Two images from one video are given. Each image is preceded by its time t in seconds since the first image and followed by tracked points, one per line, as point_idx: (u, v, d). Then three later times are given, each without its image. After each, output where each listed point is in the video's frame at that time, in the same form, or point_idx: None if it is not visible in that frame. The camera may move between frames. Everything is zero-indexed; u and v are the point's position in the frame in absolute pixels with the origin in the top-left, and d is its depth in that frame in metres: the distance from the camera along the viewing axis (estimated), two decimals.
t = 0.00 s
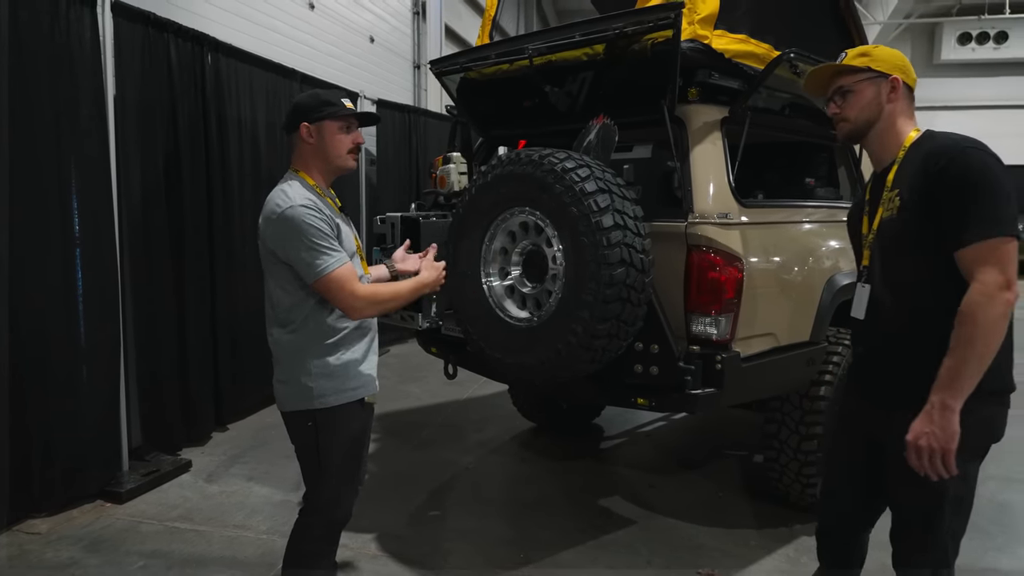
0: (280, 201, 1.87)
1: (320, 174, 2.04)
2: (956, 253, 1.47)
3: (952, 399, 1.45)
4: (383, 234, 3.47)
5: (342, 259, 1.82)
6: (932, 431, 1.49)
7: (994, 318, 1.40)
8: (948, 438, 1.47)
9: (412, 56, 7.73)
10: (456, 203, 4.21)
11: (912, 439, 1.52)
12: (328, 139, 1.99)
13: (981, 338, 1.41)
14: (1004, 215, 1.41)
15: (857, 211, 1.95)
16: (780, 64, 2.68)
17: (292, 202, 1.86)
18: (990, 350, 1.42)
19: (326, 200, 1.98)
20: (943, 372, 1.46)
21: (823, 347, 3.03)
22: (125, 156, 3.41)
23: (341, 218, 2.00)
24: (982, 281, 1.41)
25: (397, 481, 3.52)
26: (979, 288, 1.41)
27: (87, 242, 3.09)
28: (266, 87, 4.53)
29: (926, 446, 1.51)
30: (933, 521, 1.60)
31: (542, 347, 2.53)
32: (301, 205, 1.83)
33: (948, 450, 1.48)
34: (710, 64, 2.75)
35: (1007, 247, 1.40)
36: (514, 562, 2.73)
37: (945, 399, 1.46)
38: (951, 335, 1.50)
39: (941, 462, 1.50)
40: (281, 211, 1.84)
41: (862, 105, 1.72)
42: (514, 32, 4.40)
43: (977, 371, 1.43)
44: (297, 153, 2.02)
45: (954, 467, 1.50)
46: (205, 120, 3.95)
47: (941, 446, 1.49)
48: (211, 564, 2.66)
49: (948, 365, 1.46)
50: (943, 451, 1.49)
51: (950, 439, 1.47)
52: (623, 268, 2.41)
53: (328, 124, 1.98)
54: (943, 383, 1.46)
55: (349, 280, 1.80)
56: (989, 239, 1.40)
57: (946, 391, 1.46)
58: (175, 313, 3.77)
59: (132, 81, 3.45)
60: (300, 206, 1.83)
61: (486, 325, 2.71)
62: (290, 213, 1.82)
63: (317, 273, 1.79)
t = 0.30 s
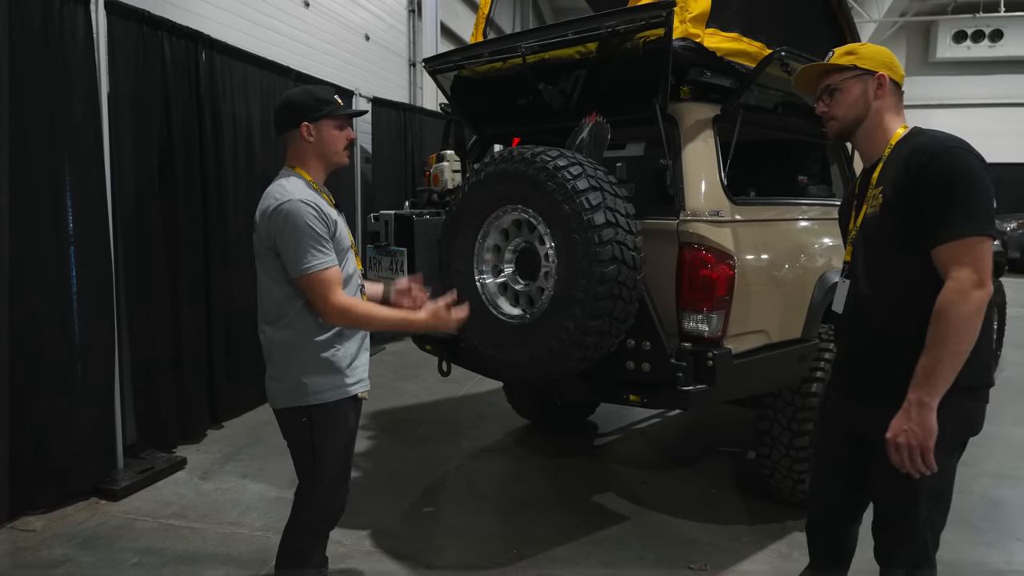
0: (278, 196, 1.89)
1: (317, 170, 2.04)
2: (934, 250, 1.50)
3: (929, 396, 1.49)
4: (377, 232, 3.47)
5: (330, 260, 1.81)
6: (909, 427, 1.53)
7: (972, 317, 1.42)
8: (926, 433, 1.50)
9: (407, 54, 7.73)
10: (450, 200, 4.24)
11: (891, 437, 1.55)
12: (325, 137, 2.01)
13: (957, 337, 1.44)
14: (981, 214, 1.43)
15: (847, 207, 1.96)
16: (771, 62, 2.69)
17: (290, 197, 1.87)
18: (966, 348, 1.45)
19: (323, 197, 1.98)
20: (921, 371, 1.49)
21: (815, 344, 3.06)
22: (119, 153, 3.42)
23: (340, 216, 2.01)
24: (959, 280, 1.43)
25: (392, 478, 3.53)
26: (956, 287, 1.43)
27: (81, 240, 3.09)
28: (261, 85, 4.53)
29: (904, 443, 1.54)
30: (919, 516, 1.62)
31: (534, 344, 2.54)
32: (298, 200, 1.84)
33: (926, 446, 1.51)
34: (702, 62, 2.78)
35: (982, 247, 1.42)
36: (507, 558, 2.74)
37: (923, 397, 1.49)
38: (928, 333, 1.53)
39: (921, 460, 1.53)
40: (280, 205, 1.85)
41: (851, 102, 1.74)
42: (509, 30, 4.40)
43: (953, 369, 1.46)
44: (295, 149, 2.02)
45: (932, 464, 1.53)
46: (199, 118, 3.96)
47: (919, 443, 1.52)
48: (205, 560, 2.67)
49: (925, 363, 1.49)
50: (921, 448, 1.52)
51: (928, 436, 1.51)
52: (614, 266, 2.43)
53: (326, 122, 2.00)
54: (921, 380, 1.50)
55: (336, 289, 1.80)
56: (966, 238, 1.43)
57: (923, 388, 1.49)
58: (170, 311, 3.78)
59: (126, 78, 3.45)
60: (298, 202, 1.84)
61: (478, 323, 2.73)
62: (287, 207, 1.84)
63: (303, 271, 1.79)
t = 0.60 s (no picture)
0: (277, 197, 1.89)
1: (317, 170, 2.04)
2: (917, 248, 1.53)
3: (904, 390, 1.52)
4: (372, 233, 3.47)
5: (318, 269, 1.82)
6: (883, 419, 1.57)
7: (950, 316, 1.46)
8: (898, 426, 1.55)
9: (403, 55, 7.74)
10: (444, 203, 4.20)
11: (866, 427, 1.59)
12: (330, 138, 2.03)
13: (935, 334, 1.47)
14: (965, 215, 1.47)
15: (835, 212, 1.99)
16: (764, 65, 2.71)
17: (291, 197, 1.86)
18: (943, 345, 1.49)
19: (322, 197, 1.98)
20: (898, 364, 1.53)
21: (809, 345, 3.06)
22: (114, 154, 3.42)
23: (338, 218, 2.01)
24: (939, 279, 1.46)
25: (387, 479, 3.54)
26: (936, 285, 1.46)
27: (76, 241, 3.08)
28: (257, 86, 4.53)
29: (878, 433, 1.58)
30: (908, 514, 1.64)
31: (529, 345, 2.55)
32: (295, 202, 1.84)
33: (897, 438, 1.56)
34: (696, 64, 2.77)
35: (963, 246, 1.46)
36: (502, 558, 2.75)
37: (897, 390, 1.53)
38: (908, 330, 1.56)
39: (892, 452, 1.58)
40: (278, 205, 1.85)
41: (840, 107, 1.75)
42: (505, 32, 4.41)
43: (930, 365, 1.49)
44: (298, 148, 2.01)
45: (903, 456, 1.57)
46: (195, 119, 3.96)
47: (892, 436, 1.56)
48: (201, 561, 2.67)
49: (903, 358, 1.52)
50: (892, 440, 1.56)
51: (901, 429, 1.55)
52: (608, 267, 2.44)
53: (330, 123, 2.02)
54: (897, 373, 1.53)
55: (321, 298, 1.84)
56: (949, 237, 1.46)
57: (900, 382, 1.53)
58: (165, 311, 3.78)
59: (121, 79, 3.45)
60: (296, 205, 1.84)
61: (474, 323, 2.74)
62: (284, 209, 1.83)
63: (290, 276, 1.80)
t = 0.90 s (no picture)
0: (270, 195, 1.89)
1: (313, 172, 2.04)
2: (900, 250, 1.55)
3: (898, 394, 1.54)
4: (368, 232, 3.48)
5: (309, 269, 1.82)
6: (880, 424, 1.58)
7: (935, 320, 1.48)
8: (897, 431, 1.56)
9: (399, 54, 7.73)
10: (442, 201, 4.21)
11: (864, 434, 1.61)
12: (332, 140, 2.04)
13: (921, 339, 1.49)
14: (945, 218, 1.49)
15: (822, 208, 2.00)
16: (759, 64, 2.71)
17: (286, 195, 1.86)
18: (929, 349, 1.51)
19: (317, 197, 1.98)
20: (891, 368, 1.54)
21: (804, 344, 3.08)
22: (110, 154, 3.41)
23: (333, 218, 2.01)
24: (922, 282, 1.48)
25: (383, 478, 3.54)
26: (919, 288, 1.48)
27: (71, 241, 3.08)
28: (252, 85, 4.52)
29: (877, 439, 1.59)
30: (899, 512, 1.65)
31: (524, 344, 2.55)
32: (287, 201, 1.84)
33: (897, 442, 1.57)
34: (692, 64, 2.78)
35: (945, 249, 1.48)
36: (498, 557, 2.75)
37: (892, 394, 1.54)
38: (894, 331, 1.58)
39: (892, 456, 1.59)
40: (272, 202, 1.85)
41: (831, 99, 1.76)
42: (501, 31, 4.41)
43: (919, 367, 1.51)
44: (298, 146, 2.01)
45: (904, 460, 1.59)
46: (190, 119, 3.95)
47: (891, 440, 1.57)
48: (196, 561, 2.67)
49: (894, 361, 1.53)
50: (892, 444, 1.57)
51: (900, 433, 1.56)
52: (603, 266, 2.44)
53: (333, 125, 2.03)
54: (889, 378, 1.55)
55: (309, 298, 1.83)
56: (932, 240, 1.48)
57: (892, 386, 1.54)
58: (161, 311, 3.77)
59: (116, 78, 3.45)
60: (290, 203, 1.83)
61: (469, 323, 2.74)
62: (275, 208, 1.83)
63: (279, 275, 1.79)
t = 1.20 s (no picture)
0: (256, 193, 1.89)
1: (301, 171, 2.04)
2: (879, 250, 1.59)
3: (866, 388, 1.58)
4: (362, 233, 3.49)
5: (294, 265, 1.81)
6: (847, 415, 1.62)
7: (908, 318, 1.52)
8: (862, 422, 1.60)
9: (394, 54, 7.73)
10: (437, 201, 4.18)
11: (830, 425, 1.64)
12: (320, 139, 2.04)
13: (894, 337, 1.53)
14: (925, 222, 1.53)
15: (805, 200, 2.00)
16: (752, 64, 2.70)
17: (269, 192, 1.86)
18: (901, 346, 1.55)
19: (306, 194, 1.99)
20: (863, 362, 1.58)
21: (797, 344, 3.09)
22: (102, 153, 3.40)
23: (323, 213, 2.00)
24: (898, 283, 1.53)
25: (378, 478, 3.54)
26: (895, 289, 1.53)
27: (64, 241, 3.07)
28: (246, 85, 4.51)
29: (842, 429, 1.63)
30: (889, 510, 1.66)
31: (518, 343, 2.56)
32: (271, 197, 1.84)
33: (861, 434, 1.61)
34: (685, 64, 2.78)
35: (921, 255, 1.52)
36: (492, 557, 2.75)
37: (860, 388, 1.58)
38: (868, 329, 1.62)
39: (855, 446, 1.63)
40: (255, 199, 1.85)
41: (820, 96, 1.77)
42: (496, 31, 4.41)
43: (890, 363, 1.55)
44: (285, 144, 2.01)
45: (866, 450, 1.63)
46: (183, 118, 3.94)
47: (856, 431, 1.61)
48: (189, 561, 2.67)
49: (867, 356, 1.57)
50: (856, 435, 1.61)
51: (863, 425, 1.60)
52: (597, 266, 2.44)
53: (320, 124, 2.03)
54: (860, 371, 1.58)
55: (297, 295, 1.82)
56: (909, 245, 1.53)
57: (861, 380, 1.58)
58: (154, 311, 3.76)
59: (109, 78, 3.44)
60: (272, 200, 1.83)
61: (463, 322, 2.74)
62: (260, 205, 1.83)
63: (265, 273, 1.80)
